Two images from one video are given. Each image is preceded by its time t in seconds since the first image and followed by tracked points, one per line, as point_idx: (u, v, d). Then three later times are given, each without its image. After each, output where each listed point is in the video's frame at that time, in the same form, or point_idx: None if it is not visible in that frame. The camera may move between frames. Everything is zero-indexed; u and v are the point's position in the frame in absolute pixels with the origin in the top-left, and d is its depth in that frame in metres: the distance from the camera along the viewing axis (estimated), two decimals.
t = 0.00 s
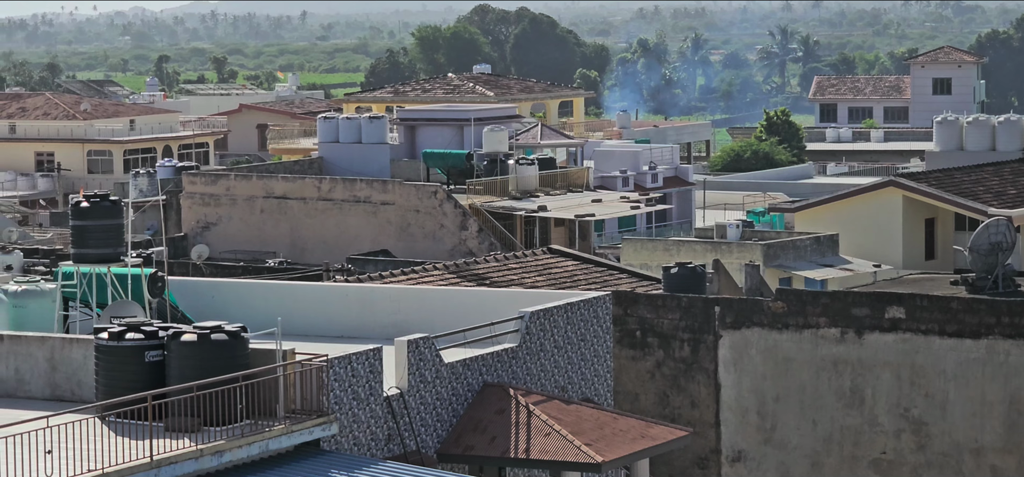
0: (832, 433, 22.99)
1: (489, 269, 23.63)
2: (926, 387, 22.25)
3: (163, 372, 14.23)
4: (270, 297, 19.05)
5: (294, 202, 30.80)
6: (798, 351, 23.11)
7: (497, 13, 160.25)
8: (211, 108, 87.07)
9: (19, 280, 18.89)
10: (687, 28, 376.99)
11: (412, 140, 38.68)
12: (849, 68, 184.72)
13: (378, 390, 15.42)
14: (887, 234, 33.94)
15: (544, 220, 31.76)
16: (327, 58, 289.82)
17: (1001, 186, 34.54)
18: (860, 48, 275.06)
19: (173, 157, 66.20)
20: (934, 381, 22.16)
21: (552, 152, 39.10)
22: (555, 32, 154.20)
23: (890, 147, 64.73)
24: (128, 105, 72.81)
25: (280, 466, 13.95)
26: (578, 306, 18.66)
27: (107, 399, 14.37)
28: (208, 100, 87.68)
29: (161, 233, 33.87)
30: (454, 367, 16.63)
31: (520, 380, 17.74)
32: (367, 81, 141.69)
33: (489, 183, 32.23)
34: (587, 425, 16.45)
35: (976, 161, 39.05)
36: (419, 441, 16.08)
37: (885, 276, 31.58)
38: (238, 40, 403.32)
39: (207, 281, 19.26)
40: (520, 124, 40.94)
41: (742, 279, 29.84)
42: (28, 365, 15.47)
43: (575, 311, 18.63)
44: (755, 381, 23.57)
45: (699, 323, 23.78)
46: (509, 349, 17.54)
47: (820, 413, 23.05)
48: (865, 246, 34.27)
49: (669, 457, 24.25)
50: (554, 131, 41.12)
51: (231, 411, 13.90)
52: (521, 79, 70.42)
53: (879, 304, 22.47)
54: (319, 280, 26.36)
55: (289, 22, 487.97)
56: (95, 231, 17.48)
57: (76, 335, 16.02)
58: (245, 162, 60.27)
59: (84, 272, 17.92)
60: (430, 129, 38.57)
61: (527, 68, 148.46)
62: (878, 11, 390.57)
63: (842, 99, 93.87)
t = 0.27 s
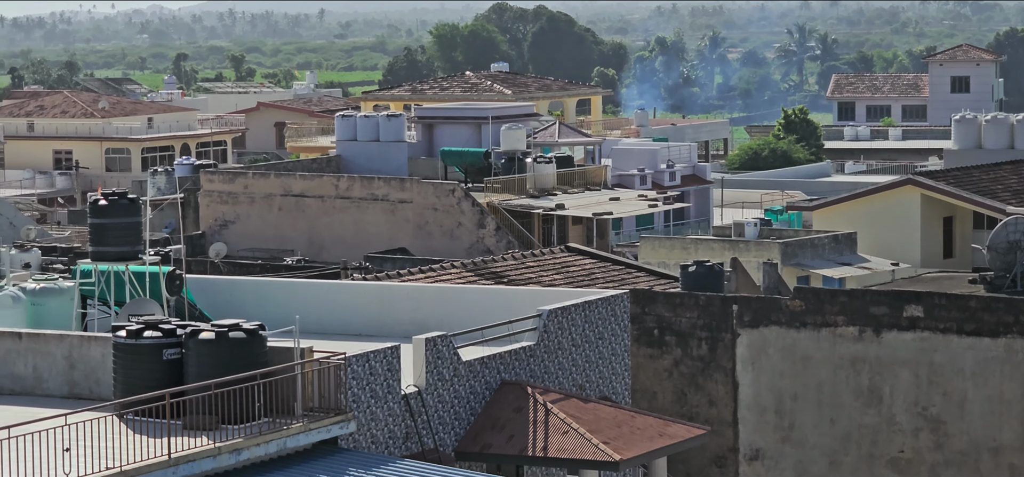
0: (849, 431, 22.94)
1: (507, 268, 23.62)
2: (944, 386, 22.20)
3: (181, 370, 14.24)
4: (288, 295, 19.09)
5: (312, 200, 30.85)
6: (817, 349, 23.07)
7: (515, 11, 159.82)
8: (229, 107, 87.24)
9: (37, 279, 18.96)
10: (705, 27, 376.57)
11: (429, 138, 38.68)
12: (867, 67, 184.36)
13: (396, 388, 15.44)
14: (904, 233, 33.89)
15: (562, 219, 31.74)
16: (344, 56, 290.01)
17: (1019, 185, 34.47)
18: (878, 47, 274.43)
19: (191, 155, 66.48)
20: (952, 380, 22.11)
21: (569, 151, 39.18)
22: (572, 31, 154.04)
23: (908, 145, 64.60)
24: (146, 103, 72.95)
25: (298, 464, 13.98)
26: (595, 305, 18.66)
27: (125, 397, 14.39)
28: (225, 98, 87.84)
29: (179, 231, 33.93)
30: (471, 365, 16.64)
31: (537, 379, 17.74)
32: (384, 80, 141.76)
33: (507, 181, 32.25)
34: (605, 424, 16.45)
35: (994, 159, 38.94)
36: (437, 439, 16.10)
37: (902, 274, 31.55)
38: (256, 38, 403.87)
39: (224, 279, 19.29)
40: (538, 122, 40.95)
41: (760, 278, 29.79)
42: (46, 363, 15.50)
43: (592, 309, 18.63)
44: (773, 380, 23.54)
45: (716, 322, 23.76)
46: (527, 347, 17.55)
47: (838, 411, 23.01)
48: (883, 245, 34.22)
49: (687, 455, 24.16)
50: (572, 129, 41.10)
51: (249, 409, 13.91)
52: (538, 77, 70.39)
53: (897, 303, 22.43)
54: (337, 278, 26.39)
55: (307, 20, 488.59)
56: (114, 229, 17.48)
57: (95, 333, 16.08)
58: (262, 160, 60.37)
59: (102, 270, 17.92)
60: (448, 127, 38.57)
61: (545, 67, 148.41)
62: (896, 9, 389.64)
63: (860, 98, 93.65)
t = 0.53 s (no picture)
0: (870, 429, 22.89)
1: (528, 265, 23.65)
2: (965, 383, 22.12)
3: (202, 366, 14.29)
4: (310, 290, 19.15)
5: (333, 197, 30.85)
6: (838, 346, 23.04)
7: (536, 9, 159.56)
8: (250, 104, 87.45)
9: (59, 275, 18.96)
10: (726, 23, 376.07)
11: (451, 135, 38.67)
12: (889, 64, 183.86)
13: (417, 385, 15.47)
14: (926, 230, 33.75)
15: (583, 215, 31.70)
16: (366, 54, 290.22)
17: None
18: (899, 44, 273.72)
19: (212, 152, 66.61)
20: (973, 378, 22.04)
21: (590, 148, 39.38)
22: (593, 28, 153.94)
23: (930, 142, 64.42)
24: (168, 100, 73.15)
25: (319, 461, 14.01)
26: (616, 301, 18.66)
27: (146, 394, 14.45)
28: (247, 96, 88.02)
29: (200, 227, 34.00)
30: (493, 362, 16.66)
31: (558, 376, 17.76)
32: (405, 77, 141.92)
33: (527, 178, 32.27)
34: (626, 421, 16.45)
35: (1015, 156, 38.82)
36: (458, 436, 16.13)
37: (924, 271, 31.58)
38: (277, 35, 404.44)
39: (247, 275, 19.35)
40: (559, 120, 40.97)
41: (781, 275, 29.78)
42: (67, 359, 15.55)
43: (614, 305, 18.63)
44: (794, 377, 23.53)
45: (737, 319, 23.75)
46: (548, 344, 17.55)
47: (859, 409, 22.96)
48: (905, 243, 34.10)
49: (707, 452, 24.29)
50: (593, 126, 41.06)
51: (270, 406, 13.96)
52: (559, 74, 70.38)
53: (918, 300, 22.35)
54: (358, 274, 26.44)
55: (328, 17, 489.79)
56: (137, 227, 17.82)
57: (117, 331, 16.15)
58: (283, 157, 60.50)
59: (124, 267, 17.97)
60: (469, 124, 38.55)
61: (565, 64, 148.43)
62: (918, 6, 388.49)
63: (882, 95, 93.41)
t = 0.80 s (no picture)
0: (893, 427, 22.81)
1: (550, 262, 23.67)
2: (988, 381, 22.05)
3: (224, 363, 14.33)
4: (332, 287, 19.20)
5: (355, 195, 30.90)
6: (860, 344, 23.00)
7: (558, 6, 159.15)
8: (273, 101, 87.64)
9: (81, 272, 19.02)
10: (749, 20, 375.16)
11: (473, 132, 38.73)
12: (912, 61, 183.21)
13: (440, 383, 15.50)
14: (948, 228, 33.68)
15: (605, 213, 31.72)
16: (388, 51, 290.29)
17: None
18: (923, 41, 272.70)
19: (234, 149, 66.79)
20: (997, 375, 21.96)
21: (612, 146, 39.40)
22: (616, 26, 153.77)
23: (953, 139, 64.23)
24: (191, 97, 73.36)
25: (341, 458, 14.04)
26: (639, 300, 18.66)
27: (169, 391, 14.50)
28: (269, 93, 88.19)
29: (223, 225, 34.13)
30: (515, 359, 16.69)
31: (581, 373, 17.76)
32: (428, 74, 142.07)
33: (549, 176, 32.33)
34: (648, 418, 16.45)
35: None
36: (481, 433, 16.17)
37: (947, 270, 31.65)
38: (299, 33, 405.11)
39: (270, 272, 19.42)
40: (581, 117, 40.96)
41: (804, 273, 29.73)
42: (90, 356, 15.59)
43: (636, 303, 18.63)
44: (816, 375, 23.50)
45: (760, 317, 23.76)
46: (571, 341, 17.57)
47: (881, 407, 22.91)
48: (926, 240, 34.01)
49: (730, 450, 24.35)
50: (615, 123, 41.07)
51: (293, 403, 13.99)
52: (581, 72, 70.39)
53: (941, 298, 22.30)
54: (380, 272, 26.52)
55: (350, 15, 490.25)
56: (157, 222, 17.55)
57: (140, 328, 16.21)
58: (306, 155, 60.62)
59: (147, 265, 17.98)
60: (491, 121, 38.59)
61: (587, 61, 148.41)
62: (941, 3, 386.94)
63: (905, 93, 93.05)
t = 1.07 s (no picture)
0: (917, 428, 22.78)
1: (574, 262, 23.70)
2: (1012, 383, 22.00)
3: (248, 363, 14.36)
4: (356, 287, 19.23)
5: (379, 194, 30.97)
6: (884, 345, 22.96)
7: (582, 6, 158.87)
8: (297, 101, 87.84)
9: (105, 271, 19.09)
10: (772, 20, 374.29)
11: (497, 133, 38.75)
12: (937, 61, 182.51)
13: (464, 382, 15.53)
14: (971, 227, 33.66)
15: (629, 214, 31.69)
16: (412, 51, 290.42)
17: None
18: (947, 41, 271.65)
19: (258, 149, 66.91)
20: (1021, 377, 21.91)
21: (636, 146, 39.38)
22: (639, 26, 153.58)
23: (978, 140, 64.00)
24: (215, 97, 73.52)
25: (365, 458, 14.08)
26: (663, 300, 18.65)
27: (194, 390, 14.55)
28: (293, 92, 88.40)
29: (247, 224, 34.21)
30: (538, 360, 16.70)
31: (604, 374, 17.76)
32: (451, 74, 142.30)
33: (573, 176, 32.34)
34: (671, 419, 16.45)
35: None
36: (504, 433, 16.18)
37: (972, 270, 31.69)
38: (323, 32, 405.80)
39: (294, 271, 19.46)
40: (605, 117, 40.95)
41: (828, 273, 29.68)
42: (114, 356, 15.63)
43: (659, 303, 18.62)
44: (840, 375, 23.45)
45: (783, 317, 23.71)
46: (594, 342, 17.57)
47: (905, 407, 22.86)
48: (950, 240, 33.97)
49: (753, 450, 24.28)
50: (639, 123, 41.05)
51: (317, 403, 14.01)
52: (605, 72, 70.35)
53: (965, 299, 22.28)
54: (404, 271, 26.57)
55: (374, 15, 490.74)
56: (179, 222, 17.78)
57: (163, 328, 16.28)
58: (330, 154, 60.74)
59: (170, 264, 18.03)
60: (515, 121, 38.60)
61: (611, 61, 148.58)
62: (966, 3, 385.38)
63: (929, 93, 92.58)
